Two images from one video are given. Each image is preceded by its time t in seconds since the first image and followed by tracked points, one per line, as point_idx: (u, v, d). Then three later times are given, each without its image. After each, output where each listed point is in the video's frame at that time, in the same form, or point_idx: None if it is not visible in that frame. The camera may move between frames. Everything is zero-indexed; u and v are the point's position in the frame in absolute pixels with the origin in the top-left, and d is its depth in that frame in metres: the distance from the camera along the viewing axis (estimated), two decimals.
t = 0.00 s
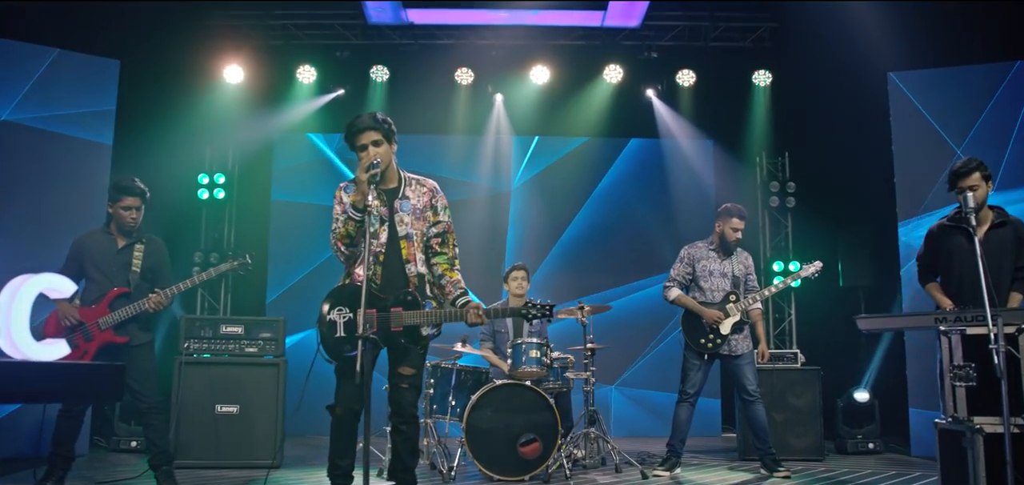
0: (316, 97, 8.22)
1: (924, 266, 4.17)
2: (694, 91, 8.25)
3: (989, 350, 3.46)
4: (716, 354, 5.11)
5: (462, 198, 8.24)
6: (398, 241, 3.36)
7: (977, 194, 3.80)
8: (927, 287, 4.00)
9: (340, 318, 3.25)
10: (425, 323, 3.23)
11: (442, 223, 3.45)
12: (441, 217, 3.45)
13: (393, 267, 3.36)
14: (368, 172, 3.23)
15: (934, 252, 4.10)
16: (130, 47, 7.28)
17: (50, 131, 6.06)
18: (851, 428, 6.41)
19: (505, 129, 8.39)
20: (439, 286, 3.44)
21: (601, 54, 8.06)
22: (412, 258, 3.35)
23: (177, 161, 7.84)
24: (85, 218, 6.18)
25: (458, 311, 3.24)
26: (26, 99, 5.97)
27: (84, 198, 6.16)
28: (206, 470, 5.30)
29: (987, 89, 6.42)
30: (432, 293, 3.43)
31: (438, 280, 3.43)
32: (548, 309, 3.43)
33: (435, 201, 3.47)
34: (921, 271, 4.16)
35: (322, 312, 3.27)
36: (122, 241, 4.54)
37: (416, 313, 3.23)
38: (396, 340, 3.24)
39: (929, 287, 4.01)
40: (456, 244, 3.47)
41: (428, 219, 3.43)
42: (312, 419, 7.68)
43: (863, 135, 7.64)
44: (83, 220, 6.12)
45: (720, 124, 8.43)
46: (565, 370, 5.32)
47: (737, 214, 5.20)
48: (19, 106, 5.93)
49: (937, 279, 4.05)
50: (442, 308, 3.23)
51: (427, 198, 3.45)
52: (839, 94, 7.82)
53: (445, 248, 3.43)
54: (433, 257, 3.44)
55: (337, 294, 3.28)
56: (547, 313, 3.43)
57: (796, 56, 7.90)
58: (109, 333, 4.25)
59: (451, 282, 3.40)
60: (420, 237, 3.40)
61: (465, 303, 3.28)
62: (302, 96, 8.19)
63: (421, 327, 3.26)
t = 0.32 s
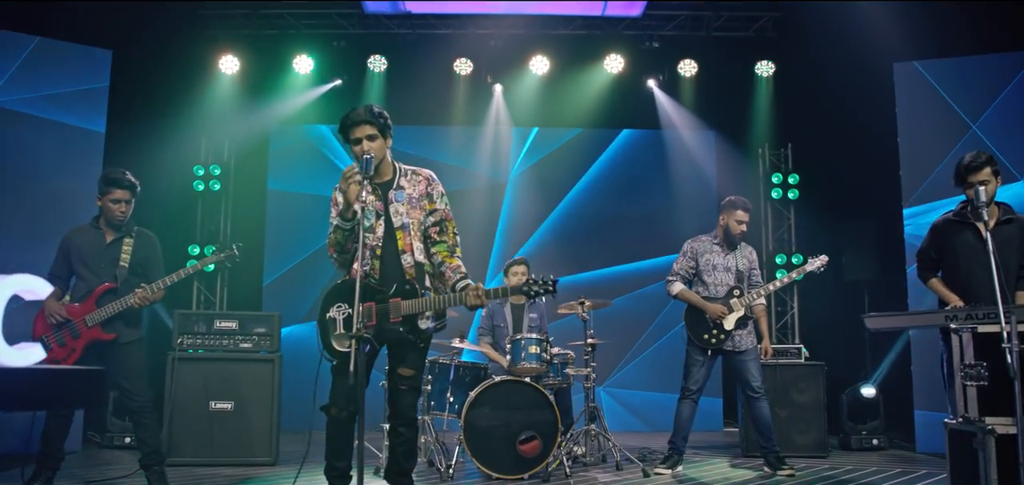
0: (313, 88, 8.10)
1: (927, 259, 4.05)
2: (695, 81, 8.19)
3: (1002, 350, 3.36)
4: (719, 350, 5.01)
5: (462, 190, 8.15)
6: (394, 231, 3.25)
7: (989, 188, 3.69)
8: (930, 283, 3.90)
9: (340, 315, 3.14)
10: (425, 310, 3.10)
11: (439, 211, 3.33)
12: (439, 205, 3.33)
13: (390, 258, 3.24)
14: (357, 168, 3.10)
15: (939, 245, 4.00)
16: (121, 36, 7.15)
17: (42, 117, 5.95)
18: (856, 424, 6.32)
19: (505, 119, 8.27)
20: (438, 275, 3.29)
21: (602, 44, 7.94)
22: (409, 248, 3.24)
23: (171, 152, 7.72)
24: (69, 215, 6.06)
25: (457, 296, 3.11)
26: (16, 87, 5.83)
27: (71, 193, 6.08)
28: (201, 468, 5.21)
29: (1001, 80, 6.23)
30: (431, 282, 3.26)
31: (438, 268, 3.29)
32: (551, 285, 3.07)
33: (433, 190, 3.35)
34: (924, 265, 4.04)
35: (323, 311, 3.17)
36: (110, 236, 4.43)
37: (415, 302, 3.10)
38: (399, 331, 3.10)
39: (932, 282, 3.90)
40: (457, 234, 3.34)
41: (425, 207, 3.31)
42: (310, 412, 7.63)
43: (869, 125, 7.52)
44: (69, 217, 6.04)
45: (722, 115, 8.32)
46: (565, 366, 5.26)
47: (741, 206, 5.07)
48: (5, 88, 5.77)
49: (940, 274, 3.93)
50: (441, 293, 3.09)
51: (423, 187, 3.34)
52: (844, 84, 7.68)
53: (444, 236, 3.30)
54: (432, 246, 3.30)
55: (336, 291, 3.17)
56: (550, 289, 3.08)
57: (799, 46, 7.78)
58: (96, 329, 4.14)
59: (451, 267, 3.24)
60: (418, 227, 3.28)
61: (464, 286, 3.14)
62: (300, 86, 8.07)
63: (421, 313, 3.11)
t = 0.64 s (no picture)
0: (311, 77, 7.98)
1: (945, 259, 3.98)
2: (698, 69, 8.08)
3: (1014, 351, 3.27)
4: (721, 346, 4.92)
5: (457, 180, 8.05)
6: (381, 225, 3.11)
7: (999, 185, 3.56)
8: (948, 283, 3.88)
9: (332, 320, 3.07)
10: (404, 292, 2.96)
11: (429, 202, 3.14)
12: (429, 196, 3.15)
13: (374, 252, 3.10)
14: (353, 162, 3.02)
15: (951, 245, 3.93)
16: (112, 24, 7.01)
17: (29, 108, 5.87)
18: (860, 419, 6.24)
19: (504, 108, 8.15)
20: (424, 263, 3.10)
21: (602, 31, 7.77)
22: (394, 238, 3.08)
23: (168, 143, 7.62)
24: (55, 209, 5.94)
25: (428, 267, 2.95)
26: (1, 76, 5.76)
27: (58, 186, 5.96)
28: (195, 464, 5.14)
29: (1012, 68, 6.09)
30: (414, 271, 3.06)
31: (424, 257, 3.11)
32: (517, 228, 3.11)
33: (427, 183, 3.17)
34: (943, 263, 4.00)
35: (317, 317, 3.11)
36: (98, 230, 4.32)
37: (393, 286, 2.97)
38: (385, 319, 2.97)
39: (950, 282, 3.89)
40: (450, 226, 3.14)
41: (415, 199, 3.14)
42: (309, 405, 7.56)
43: (874, 114, 7.39)
44: (55, 212, 5.93)
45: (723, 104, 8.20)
46: (564, 362, 5.16)
47: (745, 199, 4.94)
48: None
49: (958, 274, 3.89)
50: (413, 269, 2.94)
51: (416, 179, 3.17)
52: (850, 72, 7.55)
53: (432, 225, 3.12)
54: (420, 237, 3.14)
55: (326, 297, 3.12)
56: (518, 233, 3.11)
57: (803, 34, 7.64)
58: (81, 327, 4.04)
59: (432, 248, 3.07)
60: (404, 216, 3.11)
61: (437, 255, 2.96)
62: (299, 74, 7.94)
63: (405, 293, 2.97)
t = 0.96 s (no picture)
0: (308, 66, 7.85)
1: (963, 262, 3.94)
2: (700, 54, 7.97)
3: None
4: (725, 345, 4.83)
5: (453, 174, 7.98)
6: (366, 228, 2.98)
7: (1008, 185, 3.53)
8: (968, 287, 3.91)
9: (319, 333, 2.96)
10: (384, 291, 2.84)
11: (417, 204, 3.01)
12: (417, 199, 3.02)
13: (358, 255, 2.96)
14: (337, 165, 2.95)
15: (968, 247, 3.92)
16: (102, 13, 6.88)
17: (14, 104, 5.79)
18: (863, 415, 6.16)
19: (504, 98, 8.05)
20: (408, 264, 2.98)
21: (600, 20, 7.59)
22: (377, 240, 2.96)
23: (162, 134, 7.51)
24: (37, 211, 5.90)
25: (401, 263, 2.82)
26: None
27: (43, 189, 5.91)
28: (189, 464, 5.06)
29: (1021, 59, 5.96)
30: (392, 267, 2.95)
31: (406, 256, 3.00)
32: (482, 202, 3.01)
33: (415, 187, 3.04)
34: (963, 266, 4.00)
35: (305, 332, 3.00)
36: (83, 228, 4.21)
37: (371, 287, 2.85)
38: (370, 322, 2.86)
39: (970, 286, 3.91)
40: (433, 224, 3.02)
41: (402, 202, 3.00)
42: (306, 399, 7.50)
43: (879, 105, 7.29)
44: (40, 213, 5.89)
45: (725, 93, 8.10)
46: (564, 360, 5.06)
47: (749, 195, 4.86)
48: None
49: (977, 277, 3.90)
50: (388, 268, 2.82)
51: (403, 181, 3.04)
52: (854, 61, 7.41)
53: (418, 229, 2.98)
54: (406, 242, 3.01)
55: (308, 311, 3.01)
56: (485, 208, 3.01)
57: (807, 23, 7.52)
58: (63, 326, 3.91)
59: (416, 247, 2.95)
60: (387, 220, 2.97)
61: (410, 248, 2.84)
62: (297, 63, 7.80)
63: (385, 291, 2.85)
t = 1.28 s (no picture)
0: (305, 57, 7.71)
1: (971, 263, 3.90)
2: (702, 48, 7.74)
3: None
4: (728, 346, 4.75)
5: (453, 174, 7.95)
6: (352, 240, 2.90)
7: None
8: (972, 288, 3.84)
9: (299, 347, 2.86)
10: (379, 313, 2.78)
11: (405, 219, 2.98)
12: (405, 213, 2.99)
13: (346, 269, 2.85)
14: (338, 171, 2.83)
15: (978, 248, 3.86)
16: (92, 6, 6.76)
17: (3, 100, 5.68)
18: (867, 414, 6.10)
19: (503, 89, 7.97)
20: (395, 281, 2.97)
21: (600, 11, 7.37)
22: (366, 254, 2.89)
23: (157, 127, 7.38)
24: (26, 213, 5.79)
25: (402, 286, 2.79)
26: None
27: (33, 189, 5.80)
28: (184, 467, 4.99)
29: None
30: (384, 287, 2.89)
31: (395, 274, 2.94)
32: (492, 239, 2.97)
33: (400, 198, 3.01)
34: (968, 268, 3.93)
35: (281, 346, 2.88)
36: (71, 230, 4.12)
37: (365, 307, 2.78)
38: (358, 342, 2.79)
39: (974, 286, 3.85)
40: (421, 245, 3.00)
41: (389, 214, 2.96)
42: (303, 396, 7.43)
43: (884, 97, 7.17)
44: (30, 214, 5.79)
45: (728, 84, 8.01)
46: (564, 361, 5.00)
47: (755, 193, 4.73)
48: None
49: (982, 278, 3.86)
50: (388, 291, 2.78)
51: (390, 192, 3.00)
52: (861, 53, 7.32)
53: (406, 243, 2.95)
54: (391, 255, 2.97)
55: (286, 324, 2.89)
56: (494, 245, 2.97)
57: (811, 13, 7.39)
58: (53, 335, 3.84)
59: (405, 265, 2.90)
60: (375, 232, 2.93)
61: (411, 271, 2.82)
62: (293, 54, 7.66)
63: (384, 310, 2.80)
